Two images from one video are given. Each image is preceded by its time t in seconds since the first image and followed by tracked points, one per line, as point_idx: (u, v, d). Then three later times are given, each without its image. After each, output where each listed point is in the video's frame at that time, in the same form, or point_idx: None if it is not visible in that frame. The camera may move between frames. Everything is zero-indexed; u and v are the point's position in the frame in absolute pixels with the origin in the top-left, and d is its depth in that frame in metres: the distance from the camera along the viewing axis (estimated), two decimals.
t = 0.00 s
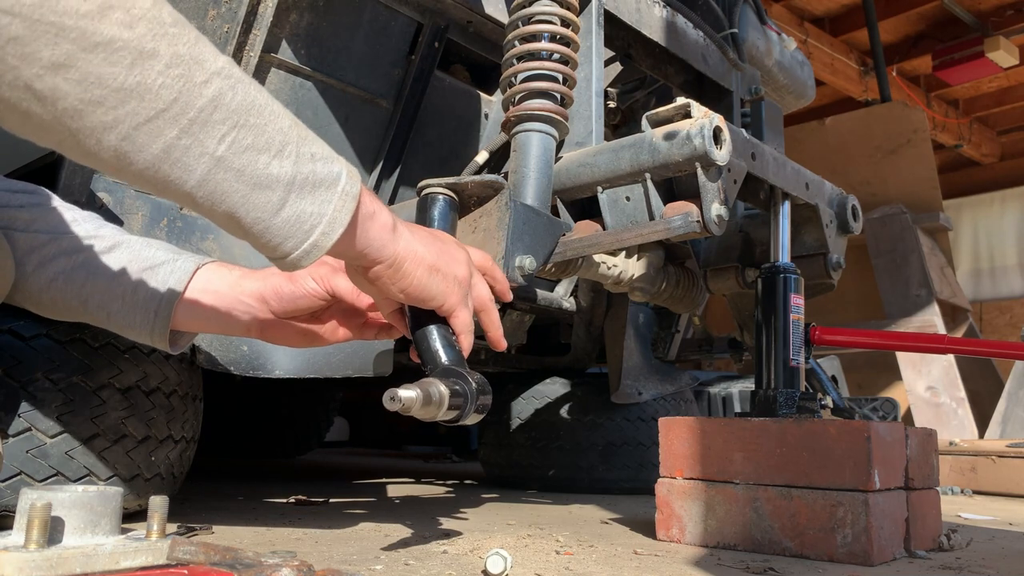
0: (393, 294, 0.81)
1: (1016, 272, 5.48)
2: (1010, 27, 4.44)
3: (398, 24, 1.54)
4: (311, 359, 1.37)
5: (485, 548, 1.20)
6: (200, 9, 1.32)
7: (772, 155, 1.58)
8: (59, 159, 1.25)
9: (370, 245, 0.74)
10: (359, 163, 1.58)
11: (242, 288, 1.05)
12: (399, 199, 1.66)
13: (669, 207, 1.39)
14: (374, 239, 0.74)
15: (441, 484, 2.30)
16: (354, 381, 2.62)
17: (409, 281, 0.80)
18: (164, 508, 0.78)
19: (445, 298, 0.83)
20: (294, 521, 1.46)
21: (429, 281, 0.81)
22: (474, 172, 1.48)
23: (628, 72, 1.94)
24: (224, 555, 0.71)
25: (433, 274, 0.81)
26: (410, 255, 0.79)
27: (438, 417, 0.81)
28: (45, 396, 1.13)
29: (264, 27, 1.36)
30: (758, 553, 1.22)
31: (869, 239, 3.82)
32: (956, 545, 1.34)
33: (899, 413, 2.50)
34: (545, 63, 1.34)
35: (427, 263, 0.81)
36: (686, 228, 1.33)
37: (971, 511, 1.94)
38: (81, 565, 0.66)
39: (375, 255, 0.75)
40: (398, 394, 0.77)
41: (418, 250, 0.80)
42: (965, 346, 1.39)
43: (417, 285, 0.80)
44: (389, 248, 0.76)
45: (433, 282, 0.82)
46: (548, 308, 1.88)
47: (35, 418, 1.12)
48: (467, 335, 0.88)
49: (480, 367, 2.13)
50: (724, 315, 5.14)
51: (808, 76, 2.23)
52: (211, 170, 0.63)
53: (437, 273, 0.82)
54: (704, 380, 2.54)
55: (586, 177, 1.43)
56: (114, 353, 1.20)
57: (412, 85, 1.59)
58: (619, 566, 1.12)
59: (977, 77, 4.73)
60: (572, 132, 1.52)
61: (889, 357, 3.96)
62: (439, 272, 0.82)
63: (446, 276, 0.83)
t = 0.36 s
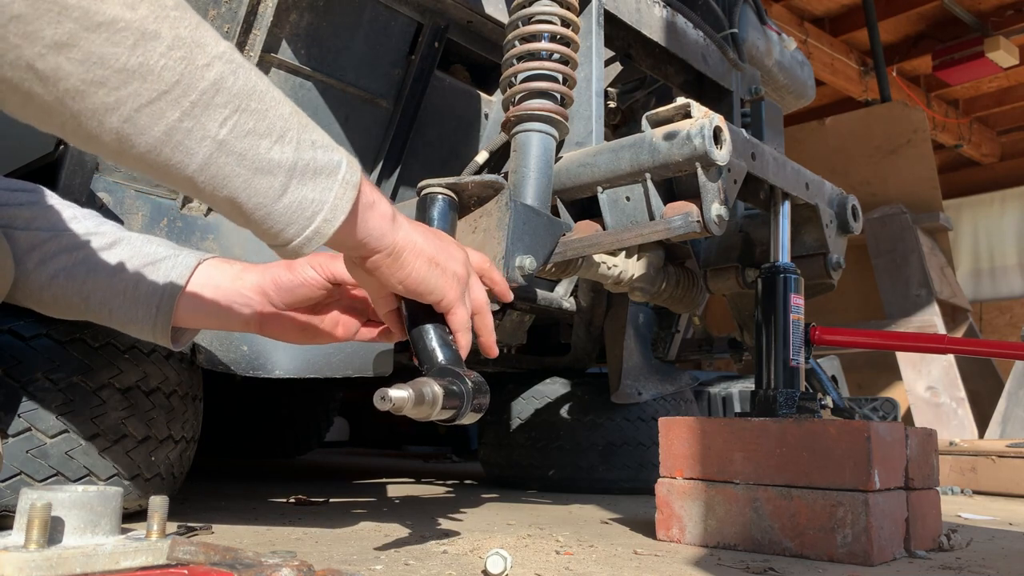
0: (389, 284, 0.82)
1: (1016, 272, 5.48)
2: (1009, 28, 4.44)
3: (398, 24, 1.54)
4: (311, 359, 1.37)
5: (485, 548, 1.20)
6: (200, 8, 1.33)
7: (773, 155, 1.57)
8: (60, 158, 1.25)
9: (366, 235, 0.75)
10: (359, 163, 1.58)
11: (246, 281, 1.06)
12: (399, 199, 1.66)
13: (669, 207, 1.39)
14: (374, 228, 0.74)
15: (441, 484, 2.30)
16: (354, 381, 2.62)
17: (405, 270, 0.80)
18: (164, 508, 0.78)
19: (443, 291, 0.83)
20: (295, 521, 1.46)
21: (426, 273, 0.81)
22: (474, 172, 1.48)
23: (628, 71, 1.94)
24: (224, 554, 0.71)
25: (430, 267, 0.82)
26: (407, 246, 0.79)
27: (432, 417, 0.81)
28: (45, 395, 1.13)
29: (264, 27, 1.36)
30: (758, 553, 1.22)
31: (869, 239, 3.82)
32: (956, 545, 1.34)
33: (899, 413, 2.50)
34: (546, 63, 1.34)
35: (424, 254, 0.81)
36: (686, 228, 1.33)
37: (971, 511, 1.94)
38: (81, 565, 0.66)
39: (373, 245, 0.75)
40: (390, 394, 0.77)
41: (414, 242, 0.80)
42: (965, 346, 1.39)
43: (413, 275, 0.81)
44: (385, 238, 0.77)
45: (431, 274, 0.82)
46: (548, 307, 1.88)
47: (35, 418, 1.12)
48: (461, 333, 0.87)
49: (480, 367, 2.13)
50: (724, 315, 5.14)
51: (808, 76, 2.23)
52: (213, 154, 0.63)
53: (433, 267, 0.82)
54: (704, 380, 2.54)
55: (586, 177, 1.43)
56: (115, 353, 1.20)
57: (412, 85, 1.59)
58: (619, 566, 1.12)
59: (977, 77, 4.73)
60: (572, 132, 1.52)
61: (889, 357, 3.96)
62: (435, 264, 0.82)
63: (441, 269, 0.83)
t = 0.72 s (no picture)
0: (312, 159, 0.77)
1: (1016, 272, 5.48)
2: (1009, 28, 4.44)
3: (398, 24, 1.54)
4: (311, 359, 1.37)
5: (485, 548, 1.20)
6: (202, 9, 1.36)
7: (773, 154, 1.57)
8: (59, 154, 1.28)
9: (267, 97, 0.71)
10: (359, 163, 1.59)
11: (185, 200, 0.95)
12: (399, 199, 1.67)
13: (669, 207, 1.39)
14: (278, 93, 0.72)
15: (441, 484, 2.30)
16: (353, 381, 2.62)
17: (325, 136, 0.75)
18: (164, 508, 0.78)
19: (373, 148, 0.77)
20: (295, 521, 1.46)
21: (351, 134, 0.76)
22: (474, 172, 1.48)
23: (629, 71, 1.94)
24: (224, 554, 0.71)
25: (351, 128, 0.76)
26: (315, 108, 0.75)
27: (433, 417, 0.81)
28: (45, 395, 1.13)
29: (264, 26, 1.37)
30: (758, 553, 1.22)
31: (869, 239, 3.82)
32: (956, 545, 1.34)
33: (899, 413, 2.51)
34: (546, 63, 1.34)
35: (339, 116, 0.76)
36: (686, 228, 1.33)
37: (971, 511, 1.94)
38: (81, 565, 0.66)
39: (278, 112, 0.72)
40: (390, 394, 0.78)
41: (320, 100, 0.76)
42: (965, 346, 1.39)
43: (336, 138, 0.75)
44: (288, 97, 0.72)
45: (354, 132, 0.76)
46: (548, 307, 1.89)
47: (35, 418, 1.12)
48: (419, 191, 0.80)
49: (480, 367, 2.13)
50: (724, 315, 5.14)
51: (808, 76, 2.23)
52: (90, 27, 0.65)
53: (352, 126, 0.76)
54: (704, 380, 2.54)
55: (586, 177, 1.43)
56: (114, 354, 1.20)
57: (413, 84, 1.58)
58: (619, 566, 1.12)
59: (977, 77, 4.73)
60: (572, 132, 1.52)
61: (889, 357, 3.96)
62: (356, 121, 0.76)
63: (369, 125, 0.78)
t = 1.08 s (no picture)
0: None
1: (1016, 272, 5.48)
2: (1009, 28, 4.44)
3: (399, 24, 1.54)
4: (312, 359, 1.37)
5: (486, 548, 1.20)
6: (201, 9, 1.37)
7: (773, 154, 1.58)
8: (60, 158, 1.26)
9: None
10: (359, 164, 1.59)
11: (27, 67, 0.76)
12: (400, 199, 1.68)
13: (669, 208, 1.39)
14: None
15: (442, 484, 2.30)
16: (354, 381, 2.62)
17: None
18: (164, 508, 0.78)
19: None
20: (295, 521, 1.46)
21: None
22: (474, 172, 1.48)
23: (628, 72, 1.94)
24: (224, 554, 0.71)
25: None
26: None
27: (432, 417, 0.81)
28: (45, 395, 1.12)
29: (264, 26, 1.37)
30: (758, 553, 1.22)
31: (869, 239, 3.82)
32: (956, 545, 1.34)
33: (899, 413, 2.51)
34: (545, 63, 1.34)
35: None
36: (686, 228, 1.33)
37: (971, 511, 1.94)
38: (81, 565, 0.66)
39: None
40: (390, 394, 0.78)
41: None
42: (965, 346, 1.39)
43: None
44: None
45: None
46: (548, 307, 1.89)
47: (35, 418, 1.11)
48: (181, 53, 0.66)
49: (480, 367, 2.13)
50: (724, 314, 5.14)
51: (808, 76, 2.23)
52: None
53: None
54: (704, 380, 2.54)
55: (586, 177, 1.43)
56: (114, 353, 1.21)
57: (413, 84, 1.59)
58: (619, 566, 1.12)
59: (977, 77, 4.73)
60: (572, 132, 1.52)
61: (889, 357, 3.96)
62: None
63: None
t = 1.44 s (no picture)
0: None
1: (1016, 272, 5.49)
2: (1010, 28, 4.44)
3: (399, 24, 1.54)
4: (311, 359, 1.37)
5: (485, 548, 1.20)
6: (201, 9, 1.36)
7: (773, 155, 1.58)
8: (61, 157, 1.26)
9: None
10: (359, 163, 1.59)
11: None
12: (400, 199, 1.68)
13: (669, 208, 1.39)
14: None
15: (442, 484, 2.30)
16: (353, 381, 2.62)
17: None
18: (164, 508, 0.78)
19: None
20: (295, 520, 1.46)
21: None
22: (473, 172, 1.48)
23: (629, 72, 1.94)
24: (224, 554, 0.71)
25: None
26: None
27: (433, 418, 0.81)
28: (45, 395, 1.13)
29: (264, 26, 1.37)
30: (758, 553, 1.22)
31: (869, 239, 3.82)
32: (956, 545, 1.34)
33: (899, 413, 2.51)
34: (546, 63, 1.34)
35: None
36: (686, 228, 1.33)
37: (971, 511, 1.94)
38: (81, 565, 0.66)
39: None
40: (390, 394, 0.78)
41: None
42: (965, 346, 1.39)
43: None
44: None
45: None
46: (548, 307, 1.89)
47: (35, 417, 1.12)
48: None
49: (480, 367, 2.13)
50: (724, 314, 5.14)
51: (808, 76, 2.23)
52: None
53: None
54: (704, 380, 2.54)
55: (586, 178, 1.43)
56: (114, 353, 1.21)
57: (412, 84, 1.59)
58: (618, 566, 1.12)
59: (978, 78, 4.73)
60: (572, 133, 1.52)
61: (889, 357, 3.96)
62: None
63: None
